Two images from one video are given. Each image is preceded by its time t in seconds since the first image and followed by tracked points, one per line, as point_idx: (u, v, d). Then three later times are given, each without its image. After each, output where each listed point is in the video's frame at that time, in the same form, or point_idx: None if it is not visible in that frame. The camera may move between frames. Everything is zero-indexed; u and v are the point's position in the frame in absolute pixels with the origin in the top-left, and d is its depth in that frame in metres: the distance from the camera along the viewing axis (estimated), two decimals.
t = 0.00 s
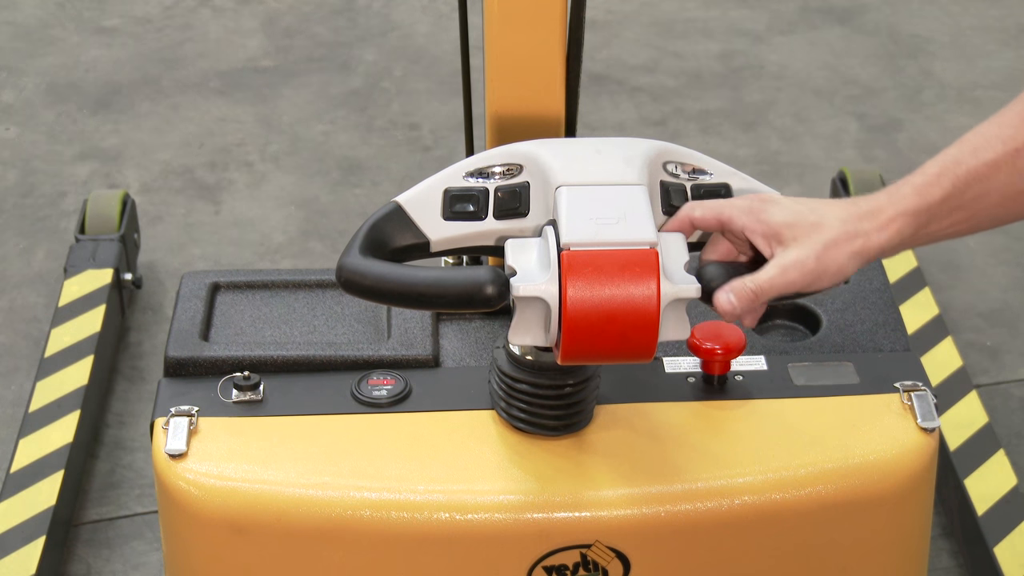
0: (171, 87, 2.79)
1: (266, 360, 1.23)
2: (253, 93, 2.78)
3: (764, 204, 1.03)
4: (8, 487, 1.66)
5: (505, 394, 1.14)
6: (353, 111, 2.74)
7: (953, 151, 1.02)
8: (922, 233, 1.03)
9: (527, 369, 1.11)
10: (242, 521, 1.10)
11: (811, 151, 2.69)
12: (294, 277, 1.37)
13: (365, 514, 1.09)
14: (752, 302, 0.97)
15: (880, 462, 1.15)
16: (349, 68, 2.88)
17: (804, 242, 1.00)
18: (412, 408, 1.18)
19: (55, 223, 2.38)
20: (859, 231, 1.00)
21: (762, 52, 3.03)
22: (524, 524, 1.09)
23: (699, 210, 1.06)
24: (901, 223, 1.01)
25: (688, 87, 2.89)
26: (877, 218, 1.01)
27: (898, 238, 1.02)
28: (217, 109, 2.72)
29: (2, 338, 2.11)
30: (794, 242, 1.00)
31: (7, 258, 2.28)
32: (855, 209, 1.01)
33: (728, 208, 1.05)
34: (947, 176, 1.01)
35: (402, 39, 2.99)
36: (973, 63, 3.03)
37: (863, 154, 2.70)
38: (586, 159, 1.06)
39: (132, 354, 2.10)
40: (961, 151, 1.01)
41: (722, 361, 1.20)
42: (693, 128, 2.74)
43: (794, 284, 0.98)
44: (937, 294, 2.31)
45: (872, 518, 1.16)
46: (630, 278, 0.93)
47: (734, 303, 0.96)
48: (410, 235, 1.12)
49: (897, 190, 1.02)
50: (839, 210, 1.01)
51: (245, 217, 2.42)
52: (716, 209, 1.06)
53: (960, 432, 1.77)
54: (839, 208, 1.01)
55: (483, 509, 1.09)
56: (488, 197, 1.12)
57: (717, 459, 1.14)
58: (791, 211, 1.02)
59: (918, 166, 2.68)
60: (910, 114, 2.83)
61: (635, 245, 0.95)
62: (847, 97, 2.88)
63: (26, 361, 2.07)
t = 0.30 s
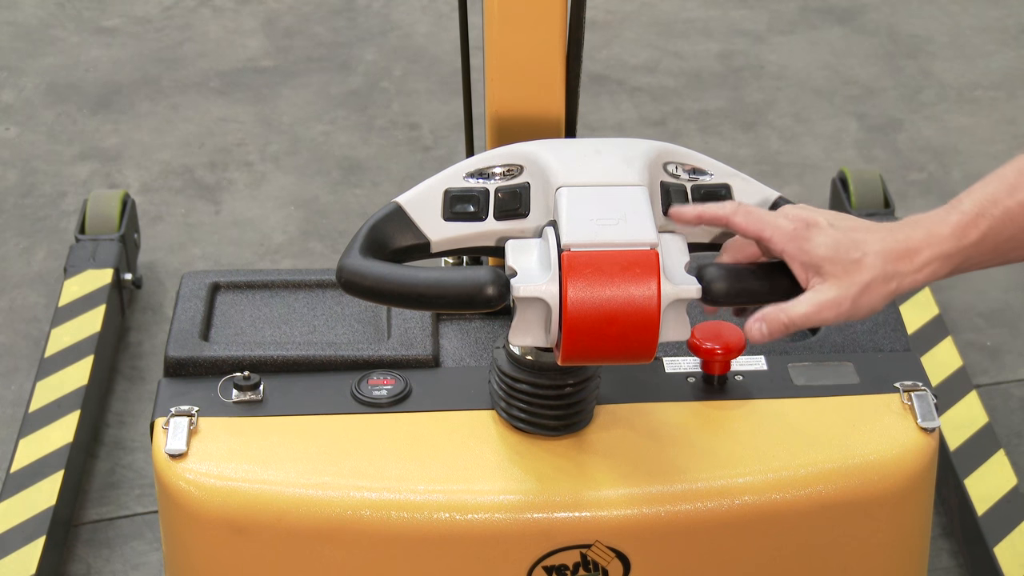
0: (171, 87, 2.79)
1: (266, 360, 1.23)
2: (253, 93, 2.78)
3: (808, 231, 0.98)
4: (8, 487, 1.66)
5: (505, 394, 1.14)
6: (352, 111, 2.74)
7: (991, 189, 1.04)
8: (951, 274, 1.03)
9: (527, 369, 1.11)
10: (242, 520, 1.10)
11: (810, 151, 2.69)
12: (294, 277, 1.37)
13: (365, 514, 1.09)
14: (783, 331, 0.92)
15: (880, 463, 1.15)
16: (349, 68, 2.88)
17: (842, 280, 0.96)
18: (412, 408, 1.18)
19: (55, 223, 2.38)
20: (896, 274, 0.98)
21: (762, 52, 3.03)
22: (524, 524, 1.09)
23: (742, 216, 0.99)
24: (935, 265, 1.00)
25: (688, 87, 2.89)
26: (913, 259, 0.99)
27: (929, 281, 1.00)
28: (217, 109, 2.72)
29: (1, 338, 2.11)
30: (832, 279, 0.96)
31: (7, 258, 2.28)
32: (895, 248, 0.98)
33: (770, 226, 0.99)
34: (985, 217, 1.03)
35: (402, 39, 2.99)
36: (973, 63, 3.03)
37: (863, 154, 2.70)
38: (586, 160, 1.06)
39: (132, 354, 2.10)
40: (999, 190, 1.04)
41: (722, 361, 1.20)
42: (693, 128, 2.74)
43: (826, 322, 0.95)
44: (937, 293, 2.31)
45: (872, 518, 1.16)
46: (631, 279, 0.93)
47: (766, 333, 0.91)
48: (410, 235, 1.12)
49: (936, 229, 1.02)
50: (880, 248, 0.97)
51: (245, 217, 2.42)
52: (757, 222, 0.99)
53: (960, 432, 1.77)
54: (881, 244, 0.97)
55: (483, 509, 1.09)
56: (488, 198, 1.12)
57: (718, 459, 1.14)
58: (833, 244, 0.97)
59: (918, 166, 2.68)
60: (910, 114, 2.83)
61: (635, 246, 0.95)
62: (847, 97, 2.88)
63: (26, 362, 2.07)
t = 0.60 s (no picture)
0: (171, 87, 2.79)
1: (265, 360, 1.23)
2: (253, 93, 2.78)
3: (815, 210, 1.00)
4: (9, 487, 1.66)
5: (505, 394, 1.14)
6: (352, 111, 2.74)
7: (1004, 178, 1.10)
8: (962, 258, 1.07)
9: (527, 369, 1.11)
10: (242, 521, 1.10)
11: (810, 151, 2.69)
12: (294, 277, 1.37)
13: (365, 514, 1.09)
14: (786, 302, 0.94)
15: (880, 463, 1.15)
16: (349, 68, 2.88)
17: (851, 252, 0.98)
18: (412, 408, 1.18)
19: (55, 223, 2.38)
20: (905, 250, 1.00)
21: (762, 52, 3.03)
22: (524, 524, 1.09)
23: (748, 199, 1.03)
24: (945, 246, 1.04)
25: (688, 87, 2.89)
26: (922, 239, 1.02)
27: (939, 260, 1.03)
28: (217, 109, 2.72)
29: (1, 338, 2.11)
30: (840, 251, 0.98)
31: (7, 258, 2.28)
32: (903, 227, 1.01)
33: (776, 206, 1.01)
34: (997, 204, 1.08)
35: (402, 39, 2.99)
36: (973, 63, 3.03)
37: (863, 154, 2.70)
38: (585, 159, 1.06)
39: (132, 354, 2.10)
40: (1010, 180, 1.10)
41: (722, 361, 1.20)
42: (693, 128, 2.74)
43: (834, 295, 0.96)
44: (937, 293, 2.31)
45: (872, 517, 1.16)
46: (631, 278, 0.93)
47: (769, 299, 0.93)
48: (410, 235, 1.12)
49: (944, 213, 1.06)
50: (888, 226, 1.00)
51: (245, 217, 2.42)
52: (764, 204, 1.02)
53: (960, 432, 1.77)
54: (889, 226, 1.00)
55: (483, 509, 1.09)
56: (488, 197, 1.12)
57: (718, 459, 1.14)
58: (841, 220, 0.99)
59: (917, 166, 2.68)
60: (910, 114, 2.83)
61: (636, 244, 0.95)
62: (847, 97, 2.88)
63: (26, 361, 2.07)
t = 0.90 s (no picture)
0: (171, 87, 2.79)
1: (266, 360, 1.23)
2: (253, 93, 2.78)
3: (801, 201, 1.06)
4: (8, 487, 1.66)
5: (505, 394, 1.14)
6: (352, 111, 2.74)
7: (993, 160, 1.19)
8: (953, 233, 1.15)
9: (527, 369, 1.11)
10: (242, 521, 1.10)
11: (810, 151, 2.69)
12: (294, 277, 1.37)
13: (365, 515, 1.09)
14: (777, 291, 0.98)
15: (880, 463, 1.15)
16: (349, 68, 2.88)
17: (844, 233, 1.04)
18: (412, 409, 1.18)
19: (55, 223, 2.38)
20: (895, 228, 1.07)
21: (762, 52, 3.03)
22: (524, 524, 1.09)
23: (734, 199, 1.07)
24: (936, 220, 1.11)
25: (688, 87, 2.89)
26: (912, 216, 1.09)
27: (931, 234, 1.11)
28: (217, 109, 2.72)
29: (2, 338, 2.11)
30: (831, 235, 1.04)
31: (7, 258, 2.28)
32: (890, 207, 1.08)
33: (763, 201, 1.06)
34: (986, 181, 1.17)
35: (402, 39, 2.99)
36: (973, 63, 3.03)
37: (863, 154, 2.70)
38: (585, 158, 1.06)
39: (133, 355, 2.10)
40: (998, 164, 1.19)
41: (722, 361, 1.20)
42: (693, 128, 2.74)
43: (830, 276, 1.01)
44: (937, 294, 2.31)
45: (872, 517, 1.16)
46: (631, 277, 0.93)
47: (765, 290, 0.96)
48: (410, 235, 1.12)
49: (933, 192, 1.14)
50: (875, 209, 1.07)
51: (245, 217, 2.42)
52: (751, 201, 1.07)
53: (960, 432, 1.77)
54: (876, 208, 1.07)
55: (483, 508, 1.09)
56: (488, 197, 1.12)
57: (718, 459, 1.14)
58: (828, 208, 1.05)
59: (918, 166, 2.68)
60: (910, 114, 2.83)
61: (635, 243, 0.96)
62: (847, 97, 2.88)
63: (26, 361, 2.07)
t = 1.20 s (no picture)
0: (171, 87, 2.79)
1: (266, 360, 1.23)
2: (253, 93, 2.78)
3: (796, 193, 1.07)
4: (8, 487, 1.66)
5: (505, 394, 1.14)
6: (353, 111, 2.74)
7: (991, 144, 1.19)
8: (951, 217, 1.15)
9: (527, 369, 1.11)
10: (242, 521, 1.10)
11: (811, 151, 2.69)
12: (294, 277, 1.37)
13: (366, 515, 1.09)
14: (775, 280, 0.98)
15: (880, 463, 1.15)
16: (349, 68, 2.88)
17: (840, 222, 1.05)
18: (412, 408, 1.18)
19: (55, 223, 2.38)
20: (892, 212, 1.08)
21: (762, 52, 3.03)
22: (524, 524, 1.09)
23: (730, 195, 1.08)
24: (933, 203, 1.12)
25: (688, 87, 2.89)
26: (908, 200, 1.10)
27: (928, 218, 1.11)
28: (217, 109, 2.72)
29: (1, 338, 2.11)
30: (827, 224, 1.05)
31: (7, 258, 2.28)
32: (886, 192, 1.09)
33: (759, 196, 1.07)
34: (983, 164, 1.17)
35: (402, 39, 2.99)
36: (973, 63, 3.03)
37: (863, 154, 2.70)
38: (585, 155, 1.06)
39: (133, 355, 2.10)
40: (998, 146, 1.19)
41: (722, 361, 1.20)
42: (693, 128, 2.74)
43: (831, 263, 1.01)
44: (937, 294, 2.31)
45: (872, 517, 1.16)
46: (631, 273, 0.93)
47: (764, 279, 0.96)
48: (410, 231, 1.12)
49: (929, 176, 1.14)
50: (872, 196, 1.08)
51: (245, 217, 2.42)
52: (747, 197, 1.07)
53: (960, 431, 1.77)
54: (873, 196, 1.08)
55: (483, 509, 1.09)
56: (488, 194, 1.12)
57: (718, 459, 1.14)
58: (823, 198, 1.06)
59: (918, 166, 2.68)
60: (910, 114, 2.83)
61: (634, 239, 0.96)
62: (847, 97, 2.88)
63: (26, 361, 2.07)
